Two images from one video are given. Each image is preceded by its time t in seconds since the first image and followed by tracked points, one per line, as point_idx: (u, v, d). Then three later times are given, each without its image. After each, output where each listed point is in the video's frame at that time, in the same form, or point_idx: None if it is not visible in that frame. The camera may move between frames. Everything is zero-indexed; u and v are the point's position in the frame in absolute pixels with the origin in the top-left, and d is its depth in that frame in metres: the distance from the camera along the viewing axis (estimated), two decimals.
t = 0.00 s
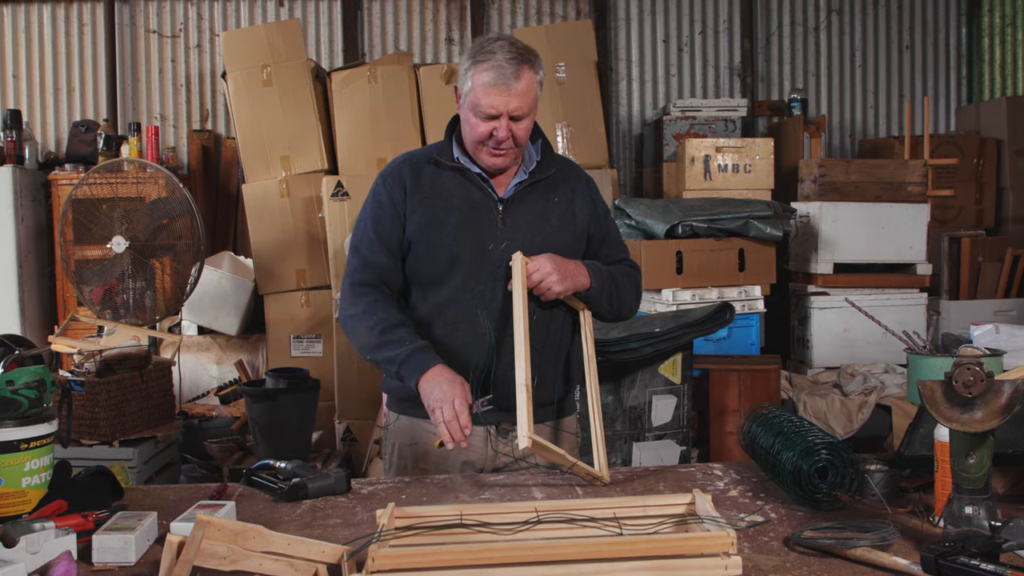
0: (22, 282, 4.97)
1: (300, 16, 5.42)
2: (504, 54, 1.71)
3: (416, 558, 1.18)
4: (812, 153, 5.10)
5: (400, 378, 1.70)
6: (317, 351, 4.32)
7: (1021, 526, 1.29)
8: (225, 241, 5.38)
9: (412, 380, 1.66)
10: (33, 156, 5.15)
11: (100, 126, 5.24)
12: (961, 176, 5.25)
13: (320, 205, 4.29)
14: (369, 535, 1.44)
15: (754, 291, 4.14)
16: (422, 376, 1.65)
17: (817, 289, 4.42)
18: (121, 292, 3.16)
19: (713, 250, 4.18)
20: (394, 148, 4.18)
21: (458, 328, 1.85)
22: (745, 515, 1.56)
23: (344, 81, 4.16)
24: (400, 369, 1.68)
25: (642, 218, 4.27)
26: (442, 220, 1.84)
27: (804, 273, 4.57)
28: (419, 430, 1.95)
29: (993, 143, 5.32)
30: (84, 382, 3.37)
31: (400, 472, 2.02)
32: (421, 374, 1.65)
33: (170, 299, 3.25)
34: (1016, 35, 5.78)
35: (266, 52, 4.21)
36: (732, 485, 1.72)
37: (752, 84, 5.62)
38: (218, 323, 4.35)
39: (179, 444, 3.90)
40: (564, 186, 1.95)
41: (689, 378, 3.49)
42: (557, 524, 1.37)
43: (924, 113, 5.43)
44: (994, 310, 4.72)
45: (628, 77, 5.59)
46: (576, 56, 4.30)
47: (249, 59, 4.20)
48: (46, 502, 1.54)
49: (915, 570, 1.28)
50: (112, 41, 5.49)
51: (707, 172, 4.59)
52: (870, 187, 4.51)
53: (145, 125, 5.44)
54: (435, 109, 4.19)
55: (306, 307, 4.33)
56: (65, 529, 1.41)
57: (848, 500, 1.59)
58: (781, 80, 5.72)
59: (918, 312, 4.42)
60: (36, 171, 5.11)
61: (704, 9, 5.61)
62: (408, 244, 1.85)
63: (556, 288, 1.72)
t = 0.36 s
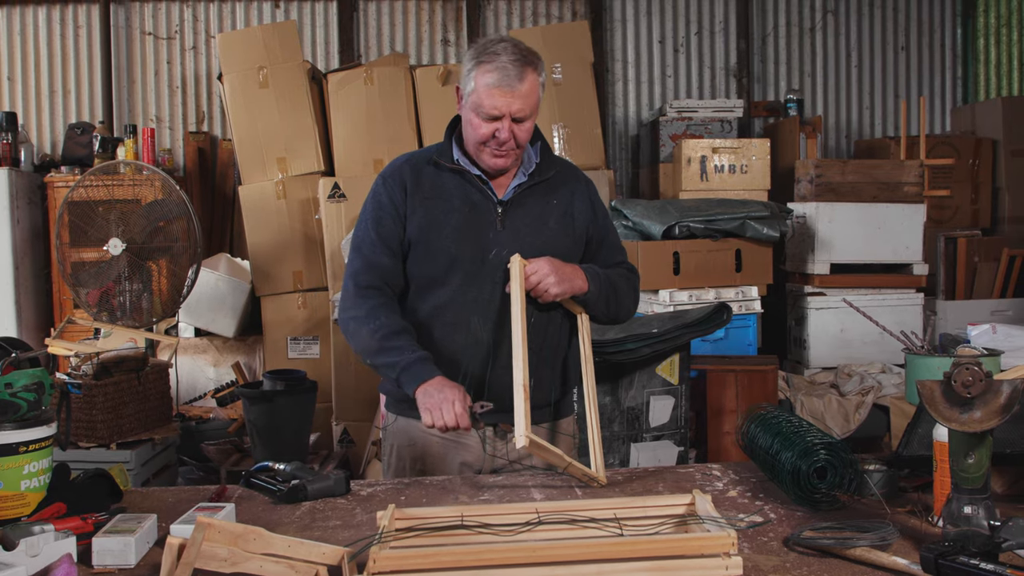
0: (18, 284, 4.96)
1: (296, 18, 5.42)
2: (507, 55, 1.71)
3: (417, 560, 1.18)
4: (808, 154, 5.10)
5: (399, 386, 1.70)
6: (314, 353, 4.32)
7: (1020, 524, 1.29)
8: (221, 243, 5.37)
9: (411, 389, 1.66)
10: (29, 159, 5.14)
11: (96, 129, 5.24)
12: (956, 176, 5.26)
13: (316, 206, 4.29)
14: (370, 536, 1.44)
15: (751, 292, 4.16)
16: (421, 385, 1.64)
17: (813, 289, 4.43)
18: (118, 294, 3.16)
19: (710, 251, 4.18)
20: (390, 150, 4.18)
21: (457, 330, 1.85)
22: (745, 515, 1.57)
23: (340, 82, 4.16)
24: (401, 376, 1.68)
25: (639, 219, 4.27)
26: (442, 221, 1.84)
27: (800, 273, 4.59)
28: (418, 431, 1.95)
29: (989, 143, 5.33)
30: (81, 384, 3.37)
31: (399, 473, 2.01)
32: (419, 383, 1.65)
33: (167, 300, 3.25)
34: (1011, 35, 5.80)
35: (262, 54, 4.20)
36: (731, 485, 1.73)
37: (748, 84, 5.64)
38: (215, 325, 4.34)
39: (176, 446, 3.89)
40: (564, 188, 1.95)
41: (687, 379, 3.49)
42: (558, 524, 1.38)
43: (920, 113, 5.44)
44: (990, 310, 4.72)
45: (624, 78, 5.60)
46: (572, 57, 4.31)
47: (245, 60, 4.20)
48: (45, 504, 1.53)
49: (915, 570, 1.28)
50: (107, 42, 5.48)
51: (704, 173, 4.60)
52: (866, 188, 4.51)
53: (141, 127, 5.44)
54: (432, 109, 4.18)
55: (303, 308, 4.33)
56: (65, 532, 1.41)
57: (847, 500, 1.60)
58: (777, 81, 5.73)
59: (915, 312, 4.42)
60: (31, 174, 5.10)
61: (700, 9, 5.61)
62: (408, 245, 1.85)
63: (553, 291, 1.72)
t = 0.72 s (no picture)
0: (16, 283, 4.94)
1: (295, 18, 5.42)
2: (489, 32, 1.84)
3: (415, 563, 1.18)
4: (807, 158, 5.11)
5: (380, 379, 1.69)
6: (313, 354, 4.31)
7: (1019, 531, 1.29)
8: (220, 243, 5.37)
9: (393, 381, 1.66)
10: (27, 157, 5.13)
11: (95, 128, 5.24)
12: (955, 181, 5.27)
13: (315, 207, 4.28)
14: (370, 539, 1.44)
15: (750, 295, 4.20)
16: (404, 377, 1.64)
17: (812, 293, 4.43)
18: (116, 294, 3.15)
19: (709, 254, 4.18)
20: (390, 151, 4.18)
21: (456, 331, 1.85)
22: (744, 520, 1.57)
23: (340, 82, 4.17)
24: (380, 371, 1.68)
25: (638, 222, 4.25)
26: (441, 222, 1.84)
27: (798, 277, 4.60)
28: (417, 434, 1.95)
29: (987, 148, 5.34)
30: (79, 383, 3.38)
31: (399, 475, 2.01)
32: (402, 375, 1.65)
33: (165, 300, 3.26)
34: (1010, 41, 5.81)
35: (261, 54, 4.20)
36: (729, 489, 1.73)
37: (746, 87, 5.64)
38: (213, 324, 4.33)
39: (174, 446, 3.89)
40: (562, 188, 1.95)
41: (685, 382, 3.49)
42: (558, 528, 1.38)
43: (919, 117, 5.45)
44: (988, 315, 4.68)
45: (623, 81, 5.61)
46: (572, 59, 4.31)
47: (244, 60, 4.20)
48: (44, 504, 1.53)
49: None
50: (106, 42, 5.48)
51: (703, 176, 4.60)
52: (865, 193, 4.48)
53: (140, 127, 5.43)
54: (431, 110, 4.18)
55: (301, 309, 4.32)
56: (64, 532, 1.41)
57: (846, 505, 1.60)
58: (777, 85, 5.73)
59: (914, 317, 4.43)
60: (30, 172, 5.10)
61: (700, 13, 5.62)
62: (406, 247, 1.85)
63: (560, 291, 1.73)
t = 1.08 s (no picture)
0: (15, 290, 4.94)
1: (295, 27, 5.45)
2: (487, 46, 1.87)
3: (415, 573, 1.18)
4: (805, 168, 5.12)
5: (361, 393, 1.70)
6: (311, 362, 4.30)
7: (1019, 543, 1.29)
8: (219, 251, 5.37)
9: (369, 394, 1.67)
10: (27, 164, 5.13)
11: (95, 135, 5.25)
12: (953, 192, 5.29)
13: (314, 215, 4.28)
14: (369, 549, 1.44)
15: (749, 306, 4.17)
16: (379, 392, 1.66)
17: (810, 303, 4.44)
18: (115, 301, 3.16)
19: (708, 264, 4.18)
20: (390, 161, 4.19)
21: (455, 336, 1.84)
22: (744, 531, 1.56)
23: (340, 92, 4.18)
24: (361, 384, 1.68)
25: (636, 232, 4.28)
26: (440, 229, 1.85)
27: (796, 287, 4.61)
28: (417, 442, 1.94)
29: (985, 158, 5.36)
30: (77, 391, 3.36)
31: (399, 484, 2.00)
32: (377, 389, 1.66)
33: (164, 308, 3.25)
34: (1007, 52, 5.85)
35: (262, 63, 4.22)
36: (729, 500, 1.72)
37: (746, 97, 5.64)
38: (211, 333, 4.34)
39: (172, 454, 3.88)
40: (562, 199, 1.97)
41: (684, 392, 3.50)
42: (558, 539, 1.38)
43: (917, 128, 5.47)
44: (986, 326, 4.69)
45: (622, 90, 5.64)
46: (571, 69, 4.33)
47: (245, 69, 4.21)
48: (43, 513, 1.53)
49: None
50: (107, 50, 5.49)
51: (702, 187, 4.62)
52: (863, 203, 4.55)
53: (140, 134, 5.44)
54: (430, 118, 4.19)
55: (299, 317, 4.32)
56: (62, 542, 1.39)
57: (846, 516, 1.60)
58: (775, 95, 5.75)
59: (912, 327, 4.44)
60: (30, 179, 5.10)
61: (699, 23, 5.65)
62: (404, 255, 1.85)
63: (572, 295, 1.73)
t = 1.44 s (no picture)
0: (13, 301, 4.94)
1: (293, 37, 5.47)
2: (492, 55, 1.88)
3: None
4: (803, 175, 5.14)
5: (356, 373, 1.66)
6: (310, 372, 4.31)
7: (1019, 549, 1.31)
8: (217, 260, 5.38)
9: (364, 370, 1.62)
10: (25, 175, 5.14)
11: (94, 145, 5.26)
12: (951, 198, 5.30)
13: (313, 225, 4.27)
14: (370, 558, 1.44)
15: (747, 313, 4.19)
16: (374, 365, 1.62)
17: (808, 310, 4.44)
18: (113, 311, 3.16)
19: (706, 272, 4.21)
20: (389, 171, 4.20)
21: (452, 342, 1.85)
22: (744, 538, 1.56)
23: (338, 101, 4.20)
24: (355, 362, 1.65)
25: (635, 239, 4.27)
26: (440, 234, 1.86)
27: (794, 294, 4.62)
28: (413, 451, 1.93)
29: (982, 165, 5.38)
30: (76, 402, 3.35)
31: (393, 494, 1.98)
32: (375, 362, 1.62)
33: (162, 317, 3.25)
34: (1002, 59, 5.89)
35: (260, 73, 4.23)
36: (729, 507, 1.72)
37: (743, 105, 5.65)
38: (210, 343, 4.33)
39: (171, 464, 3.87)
40: (564, 209, 1.97)
41: (683, 400, 3.50)
42: (559, 547, 1.38)
43: (914, 135, 5.49)
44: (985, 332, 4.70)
45: (620, 99, 5.67)
46: (569, 78, 4.35)
47: (243, 79, 4.22)
48: (43, 524, 1.53)
49: None
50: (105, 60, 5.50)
51: (700, 195, 4.63)
52: (861, 210, 4.57)
53: (138, 144, 5.45)
54: (429, 127, 4.20)
55: (298, 327, 4.32)
56: (64, 551, 1.39)
57: (844, 523, 1.60)
58: (772, 103, 5.78)
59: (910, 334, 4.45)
60: (29, 190, 5.11)
61: (696, 31, 5.67)
62: (404, 258, 1.87)
63: (579, 301, 1.73)
